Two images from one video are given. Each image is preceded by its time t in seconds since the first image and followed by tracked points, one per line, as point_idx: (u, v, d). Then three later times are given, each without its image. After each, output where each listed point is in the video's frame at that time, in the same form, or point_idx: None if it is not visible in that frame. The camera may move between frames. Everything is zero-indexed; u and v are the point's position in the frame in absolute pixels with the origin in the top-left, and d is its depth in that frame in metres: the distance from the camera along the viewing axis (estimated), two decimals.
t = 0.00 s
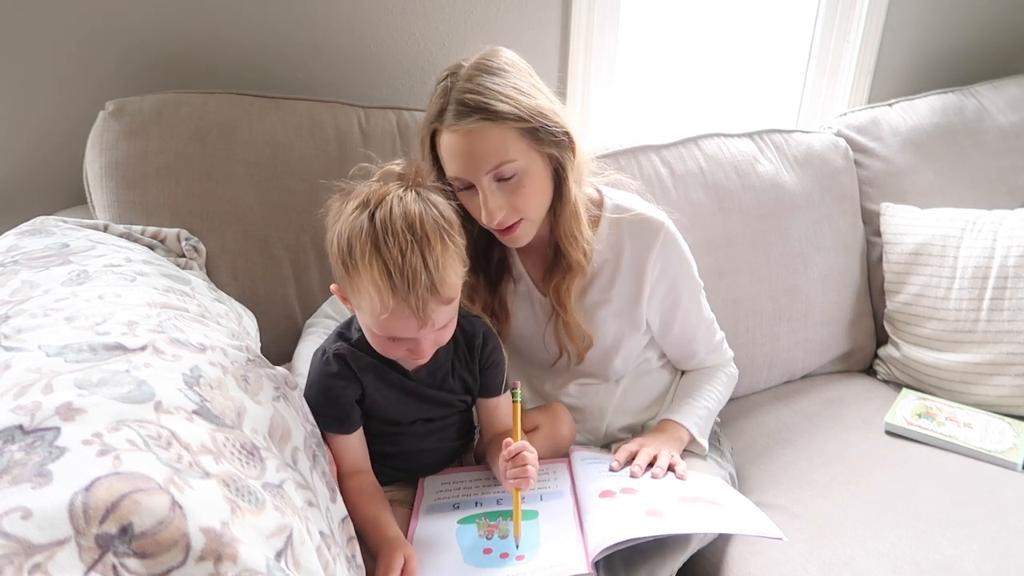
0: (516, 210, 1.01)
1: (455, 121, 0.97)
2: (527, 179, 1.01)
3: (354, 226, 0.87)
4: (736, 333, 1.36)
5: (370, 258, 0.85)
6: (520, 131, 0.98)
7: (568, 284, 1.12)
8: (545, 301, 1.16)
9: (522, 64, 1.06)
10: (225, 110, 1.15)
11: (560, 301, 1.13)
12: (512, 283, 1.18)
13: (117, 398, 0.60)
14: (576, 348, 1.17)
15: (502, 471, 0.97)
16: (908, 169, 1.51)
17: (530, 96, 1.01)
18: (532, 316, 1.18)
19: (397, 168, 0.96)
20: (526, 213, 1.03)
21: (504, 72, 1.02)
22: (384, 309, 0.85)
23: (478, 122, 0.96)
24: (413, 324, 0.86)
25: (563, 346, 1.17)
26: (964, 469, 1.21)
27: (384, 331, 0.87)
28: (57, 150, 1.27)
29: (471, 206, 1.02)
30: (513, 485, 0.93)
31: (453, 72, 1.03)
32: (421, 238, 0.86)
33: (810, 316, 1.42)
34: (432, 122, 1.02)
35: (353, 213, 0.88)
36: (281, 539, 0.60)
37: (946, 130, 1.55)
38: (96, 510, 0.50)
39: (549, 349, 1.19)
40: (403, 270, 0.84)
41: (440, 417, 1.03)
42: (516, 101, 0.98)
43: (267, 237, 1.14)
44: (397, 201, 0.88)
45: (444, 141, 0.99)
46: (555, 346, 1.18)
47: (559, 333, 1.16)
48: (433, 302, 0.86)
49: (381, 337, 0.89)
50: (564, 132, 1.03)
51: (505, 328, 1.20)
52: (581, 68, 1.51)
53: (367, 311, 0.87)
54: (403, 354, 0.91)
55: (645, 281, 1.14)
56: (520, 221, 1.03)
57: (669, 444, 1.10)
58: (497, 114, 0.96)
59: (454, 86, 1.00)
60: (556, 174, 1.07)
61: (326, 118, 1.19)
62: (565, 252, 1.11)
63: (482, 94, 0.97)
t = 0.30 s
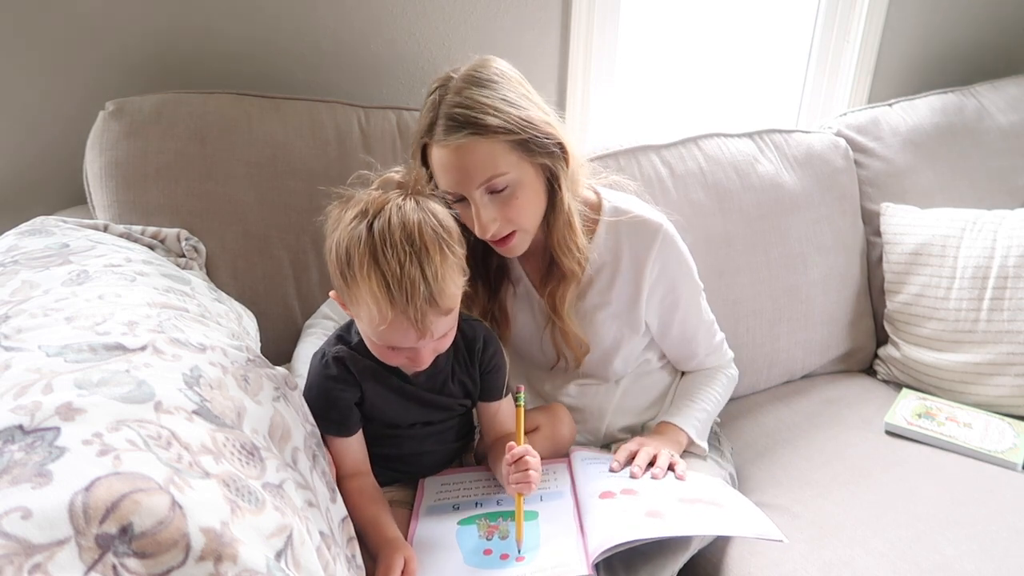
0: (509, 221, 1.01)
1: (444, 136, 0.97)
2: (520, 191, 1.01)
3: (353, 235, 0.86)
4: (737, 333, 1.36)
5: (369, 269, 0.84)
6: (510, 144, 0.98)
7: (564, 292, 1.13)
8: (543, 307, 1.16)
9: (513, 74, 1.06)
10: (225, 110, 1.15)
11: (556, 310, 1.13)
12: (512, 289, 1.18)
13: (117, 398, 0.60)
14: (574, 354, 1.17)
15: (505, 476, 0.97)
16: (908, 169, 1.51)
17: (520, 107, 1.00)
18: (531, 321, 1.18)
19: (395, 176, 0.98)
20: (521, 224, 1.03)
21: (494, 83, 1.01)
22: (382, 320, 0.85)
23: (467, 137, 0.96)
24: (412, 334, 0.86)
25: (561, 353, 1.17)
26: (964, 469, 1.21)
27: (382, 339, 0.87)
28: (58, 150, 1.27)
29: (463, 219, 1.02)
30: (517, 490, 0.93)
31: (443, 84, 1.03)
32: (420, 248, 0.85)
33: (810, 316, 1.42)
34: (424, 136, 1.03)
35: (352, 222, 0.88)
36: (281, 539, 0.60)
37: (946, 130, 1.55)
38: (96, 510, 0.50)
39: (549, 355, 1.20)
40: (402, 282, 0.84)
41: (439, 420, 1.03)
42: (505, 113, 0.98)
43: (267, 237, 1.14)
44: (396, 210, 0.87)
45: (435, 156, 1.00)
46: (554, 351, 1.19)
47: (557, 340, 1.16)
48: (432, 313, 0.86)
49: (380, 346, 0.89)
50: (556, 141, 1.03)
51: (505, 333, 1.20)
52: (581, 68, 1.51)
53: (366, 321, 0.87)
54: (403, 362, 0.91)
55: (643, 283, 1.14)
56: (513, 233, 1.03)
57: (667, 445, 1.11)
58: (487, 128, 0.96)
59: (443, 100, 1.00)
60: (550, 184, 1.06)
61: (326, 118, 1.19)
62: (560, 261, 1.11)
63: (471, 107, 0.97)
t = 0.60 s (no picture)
0: (504, 224, 1.01)
1: (438, 140, 0.97)
2: (515, 193, 1.01)
3: (355, 247, 0.86)
4: (737, 333, 1.36)
5: (371, 282, 0.84)
6: (504, 146, 0.98)
7: (560, 294, 1.13)
8: (541, 309, 1.16)
9: (508, 75, 1.06)
10: (224, 111, 1.15)
11: (553, 311, 1.14)
12: (511, 290, 1.18)
13: (117, 399, 0.60)
14: (571, 356, 1.17)
15: (513, 478, 0.97)
16: (909, 168, 1.51)
17: (514, 109, 1.00)
18: (530, 322, 1.18)
19: (398, 185, 0.96)
20: (516, 226, 1.03)
21: (488, 85, 1.01)
22: (384, 332, 0.85)
23: (460, 140, 0.96)
24: (413, 346, 0.87)
25: (559, 354, 1.17)
26: (964, 469, 1.21)
27: (383, 350, 0.88)
28: (58, 149, 1.27)
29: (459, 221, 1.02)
30: (522, 493, 0.93)
31: (438, 86, 1.03)
32: (422, 262, 0.85)
33: (810, 316, 1.42)
34: (420, 138, 1.03)
35: (355, 232, 0.87)
36: (281, 539, 0.60)
37: (946, 130, 1.55)
38: (96, 510, 0.50)
39: (546, 356, 1.20)
40: (404, 296, 0.84)
41: (439, 422, 1.03)
42: (498, 115, 0.98)
43: (267, 237, 1.14)
44: (399, 222, 0.86)
45: (430, 159, 1.00)
46: (552, 353, 1.19)
47: (553, 342, 1.16)
48: (433, 327, 0.86)
49: (381, 355, 0.89)
50: (551, 142, 1.03)
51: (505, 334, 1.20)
52: (581, 67, 1.51)
53: (367, 331, 0.87)
54: (403, 371, 0.91)
55: (643, 283, 1.14)
56: (509, 235, 1.03)
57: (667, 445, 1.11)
58: (480, 131, 0.96)
59: (437, 103, 1.00)
60: (546, 185, 1.06)
61: (326, 118, 1.19)
62: (557, 262, 1.11)
63: (465, 110, 0.97)
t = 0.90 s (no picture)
0: (505, 224, 1.01)
1: (438, 139, 0.97)
2: (515, 194, 1.01)
3: (359, 256, 0.85)
4: (736, 333, 1.36)
5: (375, 293, 0.84)
6: (504, 146, 0.98)
7: (560, 294, 1.13)
8: (541, 308, 1.16)
9: (508, 75, 1.06)
10: (224, 111, 1.14)
11: (552, 310, 1.13)
12: (512, 290, 1.18)
13: (117, 399, 0.60)
14: (571, 356, 1.17)
15: (514, 479, 0.97)
16: (909, 169, 1.51)
17: (514, 108, 1.00)
18: (530, 322, 1.18)
19: (403, 193, 0.93)
20: (516, 225, 1.03)
21: (488, 85, 1.01)
22: (387, 342, 0.85)
23: (460, 139, 0.96)
24: (416, 355, 0.87)
25: (558, 354, 1.17)
26: (964, 469, 1.21)
27: (386, 358, 0.88)
28: (58, 149, 1.27)
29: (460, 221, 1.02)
30: (523, 493, 0.93)
31: (438, 86, 1.03)
32: (426, 271, 0.85)
33: (810, 316, 1.42)
34: (421, 139, 1.03)
35: (359, 240, 0.86)
36: (281, 539, 0.60)
37: (945, 130, 1.55)
38: (96, 510, 0.50)
39: (546, 355, 1.20)
40: (407, 307, 0.84)
41: (439, 424, 1.03)
42: (498, 114, 0.98)
43: (267, 237, 1.14)
44: (403, 231, 0.86)
45: (430, 159, 1.00)
46: (551, 353, 1.19)
47: (553, 342, 1.16)
48: (437, 337, 0.87)
49: (384, 362, 0.89)
50: (551, 142, 1.03)
51: (505, 334, 1.20)
52: (581, 67, 1.51)
53: (370, 339, 0.87)
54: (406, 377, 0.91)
55: (643, 283, 1.14)
56: (509, 234, 1.03)
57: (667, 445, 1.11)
58: (480, 130, 0.96)
59: (438, 102, 1.00)
60: (546, 185, 1.06)
61: (326, 118, 1.19)
62: (557, 262, 1.11)
63: (465, 109, 0.97)
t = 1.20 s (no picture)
0: (504, 222, 1.01)
1: (438, 137, 0.97)
2: (515, 192, 1.01)
3: (360, 263, 0.85)
4: (736, 333, 1.36)
5: (376, 300, 0.84)
6: (503, 144, 0.98)
7: (559, 294, 1.13)
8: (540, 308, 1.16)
9: (508, 74, 1.06)
10: (223, 111, 1.14)
11: (552, 310, 1.13)
12: (511, 290, 1.18)
13: (117, 399, 0.60)
14: (570, 356, 1.17)
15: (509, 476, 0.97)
16: (909, 169, 1.51)
17: (513, 107, 1.00)
18: (529, 321, 1.19)
19: (404, 199, 0.93)
20: (515, 224, 1.03)
21: (487, 83, 1.01)
22: (388, 349, 0.86)
23: (459, 137, 0.96)
24: (417, 362, 0.87)
25: (557, 354, 1.17)
26: (964, 469, 1.21)
27: (387, 363, 0.88)
28: (58, 149, 1.27)
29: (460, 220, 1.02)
30: (518, 492, 0.93)
31: (438, 85, 1.03)
32: (428, 278, 0.84)
33: (810, 316, 1.42)
34: (421, 138, 1.02)
35: (361, 247, 0.86)
36: (281, 539, 0.60)
37: (945, 130, 1.55)
38: (96, 511, 0.50)
39: (546, 355, 1.20)
40: (409, 314, 0.84)
41: (438, 425, 1.03)
42: (497, 112, 0.98)
43: (267, 237, 1.14)
44: (405, 237, 0.85)
45: (429, 157, 1.00)
46: (551, 353, 1.19)
47: (552, 342, 1.16)
48: (438, 343, 0.87)
49: (385, 367, 0.90)
50: (550, 140, 1.03)
51: (505, 334, 1.20)
52: (581, 67, 1.51)
53: (372, 345, 0.87)
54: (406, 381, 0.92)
55: (642, 283, 1.14)
56: (508, 233, 1.03)
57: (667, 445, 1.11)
58: (479, 128, 0.96)
59: (437, 100, 1.00)
60: (546, 185, 1.06)
61: (326, 118, 1.19)
62: (557, 262, 1.11)
63: (464, 107, 0.97)
